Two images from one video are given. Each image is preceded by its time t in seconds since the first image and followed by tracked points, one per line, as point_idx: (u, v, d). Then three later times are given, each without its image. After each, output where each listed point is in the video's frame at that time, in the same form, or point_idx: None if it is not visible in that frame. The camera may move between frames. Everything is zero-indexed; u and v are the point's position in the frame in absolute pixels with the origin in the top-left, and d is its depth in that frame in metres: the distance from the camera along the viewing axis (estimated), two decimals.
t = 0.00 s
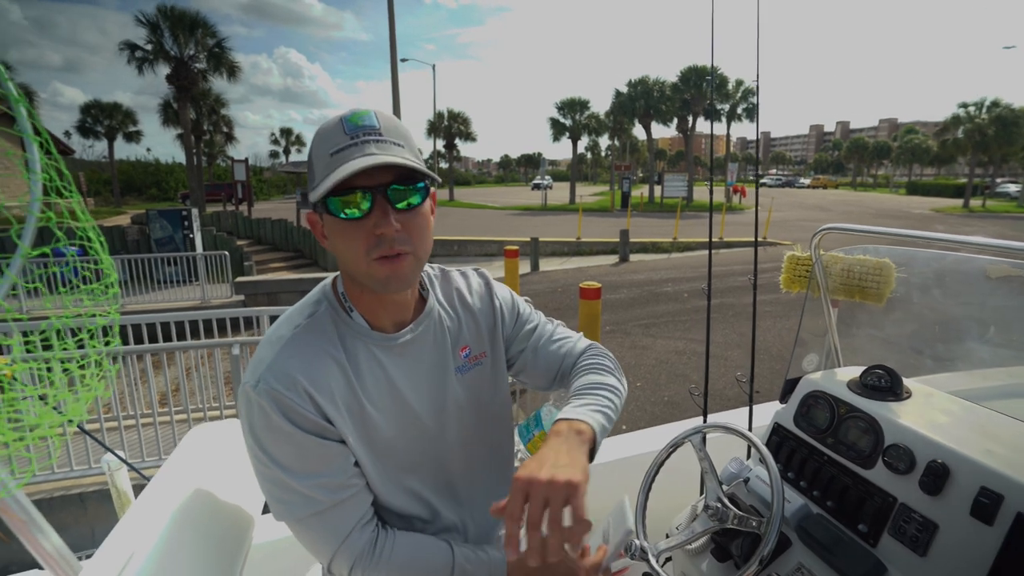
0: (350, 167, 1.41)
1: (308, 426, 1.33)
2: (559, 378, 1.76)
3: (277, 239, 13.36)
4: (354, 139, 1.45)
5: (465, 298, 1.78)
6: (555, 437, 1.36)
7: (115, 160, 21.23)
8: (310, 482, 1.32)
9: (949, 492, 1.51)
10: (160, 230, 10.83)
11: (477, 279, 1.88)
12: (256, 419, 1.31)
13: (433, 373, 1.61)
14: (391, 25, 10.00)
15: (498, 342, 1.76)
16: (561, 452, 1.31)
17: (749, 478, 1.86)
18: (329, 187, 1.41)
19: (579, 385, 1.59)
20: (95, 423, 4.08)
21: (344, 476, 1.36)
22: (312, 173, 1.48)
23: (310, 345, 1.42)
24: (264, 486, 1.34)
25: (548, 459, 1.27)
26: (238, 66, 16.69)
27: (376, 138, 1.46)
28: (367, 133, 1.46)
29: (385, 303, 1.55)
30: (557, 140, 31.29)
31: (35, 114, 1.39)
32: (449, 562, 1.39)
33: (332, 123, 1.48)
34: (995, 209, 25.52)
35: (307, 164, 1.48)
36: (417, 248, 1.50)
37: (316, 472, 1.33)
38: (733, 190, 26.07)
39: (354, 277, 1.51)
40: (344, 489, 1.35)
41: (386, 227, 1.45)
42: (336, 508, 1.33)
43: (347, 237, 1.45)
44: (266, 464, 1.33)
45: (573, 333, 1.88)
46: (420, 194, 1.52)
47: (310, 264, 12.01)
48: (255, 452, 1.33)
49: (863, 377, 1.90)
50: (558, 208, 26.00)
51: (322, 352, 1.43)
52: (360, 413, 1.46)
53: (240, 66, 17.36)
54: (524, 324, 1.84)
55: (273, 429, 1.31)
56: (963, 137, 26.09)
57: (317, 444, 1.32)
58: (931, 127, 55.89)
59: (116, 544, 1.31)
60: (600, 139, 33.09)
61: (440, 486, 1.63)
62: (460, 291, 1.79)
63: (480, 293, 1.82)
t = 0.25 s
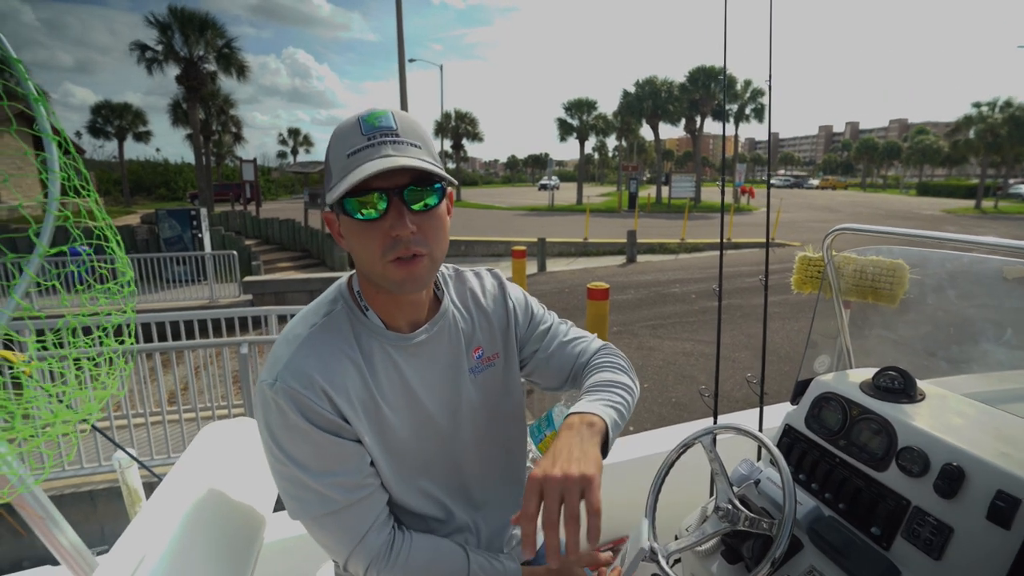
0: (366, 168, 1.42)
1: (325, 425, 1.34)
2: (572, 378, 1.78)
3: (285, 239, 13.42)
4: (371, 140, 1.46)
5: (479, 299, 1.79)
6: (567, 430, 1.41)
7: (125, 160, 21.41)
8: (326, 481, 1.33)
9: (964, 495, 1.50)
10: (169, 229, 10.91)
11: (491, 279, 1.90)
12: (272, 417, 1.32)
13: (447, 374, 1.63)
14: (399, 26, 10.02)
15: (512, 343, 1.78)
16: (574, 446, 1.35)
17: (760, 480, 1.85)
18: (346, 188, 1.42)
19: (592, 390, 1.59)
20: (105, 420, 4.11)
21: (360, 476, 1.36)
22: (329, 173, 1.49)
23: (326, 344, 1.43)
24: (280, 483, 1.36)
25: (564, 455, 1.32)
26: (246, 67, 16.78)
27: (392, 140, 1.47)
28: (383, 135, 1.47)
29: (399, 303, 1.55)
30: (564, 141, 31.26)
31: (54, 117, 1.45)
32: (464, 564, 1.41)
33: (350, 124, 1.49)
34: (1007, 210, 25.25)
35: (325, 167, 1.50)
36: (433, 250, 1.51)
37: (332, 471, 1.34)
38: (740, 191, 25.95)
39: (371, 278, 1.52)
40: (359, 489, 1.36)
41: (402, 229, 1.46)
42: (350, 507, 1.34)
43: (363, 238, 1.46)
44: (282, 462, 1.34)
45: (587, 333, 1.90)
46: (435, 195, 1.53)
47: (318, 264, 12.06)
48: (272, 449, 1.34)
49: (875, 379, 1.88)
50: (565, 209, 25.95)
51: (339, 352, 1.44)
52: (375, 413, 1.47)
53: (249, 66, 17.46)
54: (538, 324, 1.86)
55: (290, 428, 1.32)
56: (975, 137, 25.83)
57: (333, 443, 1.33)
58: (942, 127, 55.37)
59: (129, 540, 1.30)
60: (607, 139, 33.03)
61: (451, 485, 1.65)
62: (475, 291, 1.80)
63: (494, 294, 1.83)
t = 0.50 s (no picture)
0: (375, 169, 1.44)
1: (331, 423, 1.35)
2: (578, 376, 1.80)
3: (289, 240, 13.45)
4: (379, 142, 1.47)
5: (487, 301, 1.79)
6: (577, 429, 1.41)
7: (130, 161, 21.50)
8: (330, 478, 1.33)
9: (971, 498, 1.49)
10: (174, 230, 10.94)
11: (500, 281, 1.91)
12: (279, 414, 1.33)
13: (454, 375, 1.63)
14: (403, 27, 10.04)
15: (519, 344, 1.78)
16: (590, 447, 1.37)
17: (764, 482, 1.85)
18: (355, 189, 1.43)
19: (597, 389, 1.60)
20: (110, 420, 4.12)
21: (365, 475, 1.37)
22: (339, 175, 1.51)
23: (334, 343, 1.44)
24: (286, 480, 1.37)
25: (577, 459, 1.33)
26: (251, 68, 16.84)
27: (401, 141, 1.48)
28: (392, 136, 1.48)
29: (407, 303, 1.57)
30: (568, 142, 31.25)
31: (67, 121, 1.47)
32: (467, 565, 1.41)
33: (359, 125, 1.51)
34: (1013, 211, 25.11)
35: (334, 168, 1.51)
36: (441, 250, 1.52)
37: (337, 469, 1.34)
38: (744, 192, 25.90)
39: (378, 278, 1.53)
40: (364, 487, 1.36)
41: (409, 229, 1.47)
42: (354, 505, 1.35)
43: (371, 239, 1.48)
44: (288, 459, 1.35)
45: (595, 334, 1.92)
46: (443, 195, 1.53)
47: (321, 264, 12.07)
48: (278, 446, 1.35)
49: (880, 380, 1.88)
50: (568, 210, 25.95)
51: (346, 351, 1.45)
52: (381, 412, 1.48)
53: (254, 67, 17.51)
54: (545, 325, 1.88)
55: (296, 425, 1.33)
56: (980, 138, 25.73)
57: (339, 441, 1.34)
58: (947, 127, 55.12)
59: (137, 541, 1.30)
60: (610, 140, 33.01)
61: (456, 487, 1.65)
62: (482, 293, 1.81)
63: (501, 297, 1.83)
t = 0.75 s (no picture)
0: (383, 169, 1.45)
1: (331, 420, 1.36)
2: (581, 378, 1.82)
3: (289, 240, 13.45)
4: (387, 142, 1.48)
5: (491, 302, 1.80)
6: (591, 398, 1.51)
7: (131, 160, 21.52)
8: (330, 475, 1.34)
9: (969, 499, 1.49)
10: (174, 229, 10.94)
11: (503, 281, 1.92)
12: (281, 410, 1.34)
13: (456, 374, 1.63)
14: (404, 28, 10.05)
15: (521, 345, 1.79)
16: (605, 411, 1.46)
17: (764, 483, 1.85)
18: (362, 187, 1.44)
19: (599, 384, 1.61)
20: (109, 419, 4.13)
21: (364, 472, 1.38)
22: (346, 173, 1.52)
23: (337, 340, 1.45)
24: (284, 475, 1.37)
25: (596, 421, 1.41)
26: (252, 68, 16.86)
27: (409, 141, 1.48)
28: (400, 136, 1.49)
29: (412, 302, 1.57)
30: (568, 143, 31.27)
31: (70, 118, 1.47)
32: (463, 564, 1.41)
33: (367, 125, 1.52)
34: (1013, 214, 25.14)
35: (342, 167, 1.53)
36: (445, 250, 1.53)
37: (336, 466, 1.35)
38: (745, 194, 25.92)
39: (383, 276, 1.53)
40: (361, 485, 1.37)
41: (415, 228, 1.48)
42: (352, 502, 1.36)
43: (377, 238, 1.48)
44: (287, 455, 1.35)
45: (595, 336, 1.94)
46: (450, 195, 1.54)
47: (321, 264, 12.07)
48: (279, 442, 1.35)
49: (880, 382, 1.88)
50: (568, 211, 25.98)
51: (349, 348, 1.46)
52: (382, 410, 1.48)
53: (255, 68, 17.54)
54: (547, 327, 1.89)
55: (297, 421, 1.33)
56: (980, 141, 25.75)
57: (339, 438, 1.35)
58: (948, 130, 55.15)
59: (137, 541, 1.30)
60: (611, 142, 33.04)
61: (455, 486, 1.65)
62: (485, 294, 1.81)
63: (505, 297, 1.84)
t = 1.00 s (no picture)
0: (387, 163, 1.45)
1: (329, 415, 1.36)
2: (584, 378, 1.84)
3: (289, 239, 13.45)
4: (394, 137, 1.49)
5: (495, 302, 1.80)
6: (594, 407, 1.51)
7: (131, 159, 21.51)
8: (324, 471, 1.35)
9: (967, 497, 1.50)
10: (174, 229, 10.94)
11: (509, 281, 1.93)
12: (279, 403, 1.35)
13: (458, 373, 1.63)
14: (404, 27, 10.05)
15: (525, 345, 1.79)
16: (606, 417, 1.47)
17: (763, 481, 1.85)
18: (365, 181, 1.45)
19: (606, 386, 1.61)
20: (109, 417, 4.13)
21: (358, 469, 1.39)
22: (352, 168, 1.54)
23: (339, 337, 1.45)
24: (281, 469, 1.38)
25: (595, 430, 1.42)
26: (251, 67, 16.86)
27: (415, 137, 1.49)
28: (406, 132, 1.50)
29: (413, 299, 1.57)
30: (568, 143, 31.27)
31: (70, 117, 1.47)
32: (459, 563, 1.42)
33: (376, 121, 1.54)
34: (1013, 214, 25.15)
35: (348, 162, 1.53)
36: (447, 247, 1.53)
37: (332, 462, 1.36)
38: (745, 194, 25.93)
39: (385, 272, 1.54)
40: (354, 482, 1.38)
41: (417, 223, 1.48)
42: (345, 499, 1.37)
43: (380, 232, 1.49)
44: (283, 449, 1.36)
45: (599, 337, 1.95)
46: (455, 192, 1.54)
47: (321, 264, 12.07)
48: (276, 434, 1.36)
49: (879, 380, 1.88)
50: (568, 210, 25.98)
51: (350, 344, 1.46)
52: (382, 408, 1.49)
53: (254, 67, 17.53)
54: (551, 327, 1.89)
55: (295, 416, 1.34)
56: (980, 141, 25.74)
57: (335, 434, 1.36)
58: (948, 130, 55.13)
59: (137, 539, 1.30)
60: (611, 141, 33.03)
61: (453, 485, 1.66)
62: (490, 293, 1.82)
63: (510, 297, 1.84)
